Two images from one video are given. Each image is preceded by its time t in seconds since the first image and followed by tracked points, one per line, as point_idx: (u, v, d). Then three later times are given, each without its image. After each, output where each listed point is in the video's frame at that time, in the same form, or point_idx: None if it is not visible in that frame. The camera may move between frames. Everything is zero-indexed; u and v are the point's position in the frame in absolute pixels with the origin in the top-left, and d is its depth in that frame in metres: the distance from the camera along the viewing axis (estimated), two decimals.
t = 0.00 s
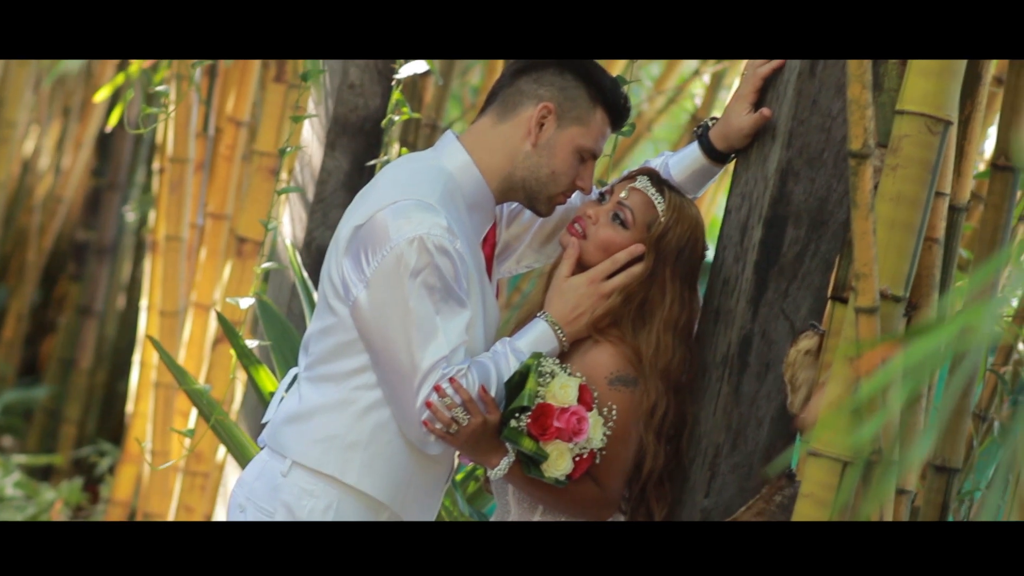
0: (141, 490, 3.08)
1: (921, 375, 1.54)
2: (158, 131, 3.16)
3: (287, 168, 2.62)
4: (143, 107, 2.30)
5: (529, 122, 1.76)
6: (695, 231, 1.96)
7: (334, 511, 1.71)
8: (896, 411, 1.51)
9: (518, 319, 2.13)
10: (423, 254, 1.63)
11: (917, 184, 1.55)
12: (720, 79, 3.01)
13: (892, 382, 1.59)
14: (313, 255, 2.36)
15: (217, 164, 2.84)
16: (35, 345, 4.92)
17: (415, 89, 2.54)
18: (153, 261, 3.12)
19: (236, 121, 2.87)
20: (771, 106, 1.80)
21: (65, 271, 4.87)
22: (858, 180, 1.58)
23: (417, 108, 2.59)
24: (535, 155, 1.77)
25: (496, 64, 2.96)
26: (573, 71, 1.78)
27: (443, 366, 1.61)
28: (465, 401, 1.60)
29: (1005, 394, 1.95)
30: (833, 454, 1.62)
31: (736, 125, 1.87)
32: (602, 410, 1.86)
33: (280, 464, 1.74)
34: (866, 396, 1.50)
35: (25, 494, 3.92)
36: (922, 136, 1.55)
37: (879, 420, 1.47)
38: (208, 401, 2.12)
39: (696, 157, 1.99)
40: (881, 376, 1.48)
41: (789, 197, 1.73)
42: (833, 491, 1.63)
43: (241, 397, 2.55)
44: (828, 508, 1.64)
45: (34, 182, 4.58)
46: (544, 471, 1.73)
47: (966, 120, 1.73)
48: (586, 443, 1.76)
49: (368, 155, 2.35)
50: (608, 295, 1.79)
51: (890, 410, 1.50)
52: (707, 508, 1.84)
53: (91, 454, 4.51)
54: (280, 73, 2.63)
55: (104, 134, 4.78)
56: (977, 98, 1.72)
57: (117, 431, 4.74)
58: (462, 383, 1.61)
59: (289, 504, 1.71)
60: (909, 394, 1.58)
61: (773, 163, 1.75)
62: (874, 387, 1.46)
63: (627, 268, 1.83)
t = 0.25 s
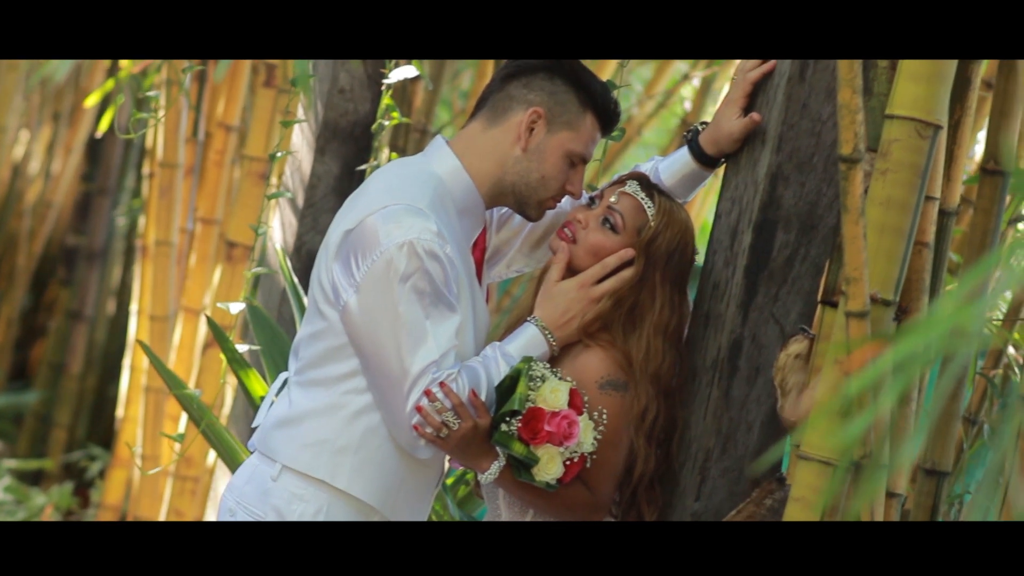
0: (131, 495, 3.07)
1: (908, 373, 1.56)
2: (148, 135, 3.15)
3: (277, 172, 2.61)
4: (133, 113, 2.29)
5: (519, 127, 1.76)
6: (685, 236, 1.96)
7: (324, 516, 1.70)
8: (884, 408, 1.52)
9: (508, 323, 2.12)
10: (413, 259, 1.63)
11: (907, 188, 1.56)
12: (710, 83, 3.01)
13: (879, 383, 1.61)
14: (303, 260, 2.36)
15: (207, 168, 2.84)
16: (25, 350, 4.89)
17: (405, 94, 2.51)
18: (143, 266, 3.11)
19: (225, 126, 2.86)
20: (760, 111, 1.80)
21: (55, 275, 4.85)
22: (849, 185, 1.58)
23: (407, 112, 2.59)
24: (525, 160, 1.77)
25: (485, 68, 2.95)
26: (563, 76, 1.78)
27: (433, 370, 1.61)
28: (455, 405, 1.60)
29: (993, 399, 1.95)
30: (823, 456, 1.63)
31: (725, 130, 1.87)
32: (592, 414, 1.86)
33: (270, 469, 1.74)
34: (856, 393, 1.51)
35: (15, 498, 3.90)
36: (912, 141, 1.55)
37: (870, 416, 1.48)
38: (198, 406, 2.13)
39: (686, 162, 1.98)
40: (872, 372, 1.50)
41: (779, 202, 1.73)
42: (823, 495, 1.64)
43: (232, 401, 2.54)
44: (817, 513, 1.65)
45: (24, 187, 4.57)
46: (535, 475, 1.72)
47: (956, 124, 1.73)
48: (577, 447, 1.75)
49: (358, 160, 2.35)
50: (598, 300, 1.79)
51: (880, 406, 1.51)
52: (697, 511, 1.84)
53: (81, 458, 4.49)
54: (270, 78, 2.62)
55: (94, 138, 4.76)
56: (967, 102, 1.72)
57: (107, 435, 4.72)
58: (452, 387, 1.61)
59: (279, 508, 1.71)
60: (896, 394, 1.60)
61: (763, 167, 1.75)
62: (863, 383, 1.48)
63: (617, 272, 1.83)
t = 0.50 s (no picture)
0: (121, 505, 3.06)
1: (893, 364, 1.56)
2: (136, 144, 3.14)
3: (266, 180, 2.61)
4: (121, 122, 2.29)
5: (507, 134, 1.76)
6: (673, 241, 1.96)
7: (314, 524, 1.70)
8: (869, 399, 1.52)
9: (498, 330, 2.12)
10: (401, 267, 1.63)
11: (895, 193, 1.56)
12: (698, 88, 3.01)
13: (863, 375, 1.62)
14: (292, 268, 2.35)
15: (195, 177, 2.83)
16: (15, 360, 4.87)
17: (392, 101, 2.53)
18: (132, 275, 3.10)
19: (213, 134, 2.86)
20: (747, 116, 1.81)
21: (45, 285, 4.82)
22: (837, 190, 1.59)
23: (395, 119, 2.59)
24: (513, 167, 1.77)
25: (472, 76, 2.96)
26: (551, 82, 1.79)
27: (422, 378, 1.60)
28: (445, 413, 1.60)
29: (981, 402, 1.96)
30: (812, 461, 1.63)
31: (713, 136, 1.87)
32: (582, 421, 1.88)
33: (260, 477, 1.73)
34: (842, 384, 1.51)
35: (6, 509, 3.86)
36: (900, 145, 1.55)
37: (854, 407, 1.48)
38: (187, 415, 2.13)
39: (675, 167, 1.99)
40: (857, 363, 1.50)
41: (767, 207, 1.73)
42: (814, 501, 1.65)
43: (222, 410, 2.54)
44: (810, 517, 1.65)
45: (13, 197, 4.55)
46: (526, 482, 1.71)
47: (944, 127, 1.73)
48: (567, 454, 1.77)
49: (346, 168, 2.34)
50: (588, 306, 1.79)
51: (864, 396, 1.51)
52: (688, 518, 1.82)
53: (71, 468, 4.47)
54: (257, 86, 2.62)
55: (83, 147, 4.74)
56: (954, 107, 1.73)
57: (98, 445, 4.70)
58: (442, 395, 1.60)
59: (269, 517, 1.71)
60: (882, 388, 1.61)
61: (751, 172, 1.76)
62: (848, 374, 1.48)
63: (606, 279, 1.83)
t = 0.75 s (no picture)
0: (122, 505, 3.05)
1: (882, 342, 1.56)
2: (134, 145, 3.14)
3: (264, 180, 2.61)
4: (118, 123, 2.28)
5: (505, 132, 1.76)
6: (672, 238, 1.96)
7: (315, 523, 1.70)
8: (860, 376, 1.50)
9: (498, 328, 2.12)
10: (400, 266, 1.63)
11: (893, 189, 1.56)
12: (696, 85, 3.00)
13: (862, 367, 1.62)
14: (292, 267, 2.35)
15: (194, 177, 2.83)
16: (15, 361, 4.86)
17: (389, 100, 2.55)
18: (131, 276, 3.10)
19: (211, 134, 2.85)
20: (745, 112, 1.81)
21: (44, 286, 4.81)
22: (835, 186, 1.58)
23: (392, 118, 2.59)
24: (512, 165, 1.77)
25: (470, 74, 2.95)
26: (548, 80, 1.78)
27: (422, 377, 1.60)
28: (446, 412, 1.60)
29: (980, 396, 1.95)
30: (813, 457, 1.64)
31: (711, 132, 1.87)
32: (583, 418, 1.88)
33: (261, 477, 1.73)
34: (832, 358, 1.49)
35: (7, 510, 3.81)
36: (898, 140, 1.55)
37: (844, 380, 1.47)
38: (187, 415, 2.13)
39: (673, 164, 1.99)
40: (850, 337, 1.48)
41: (765, 204, 1.73)
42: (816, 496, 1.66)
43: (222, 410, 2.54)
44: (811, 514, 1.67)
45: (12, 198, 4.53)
46: (527, 480, 1.72)
47: (942, 122, 1.73)
48: (569, 451, 1.76)
49: (344, 167, 2.34)
50: (588, 304, 1.79)
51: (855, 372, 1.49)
52: (689, 513, 1.83)
53: (72, 469, 4.48)
54: (255, 86, 2.62)
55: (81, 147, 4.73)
56: (952, 101, 1.73)
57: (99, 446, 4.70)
58: (443, 394, 1.61)
59: (270, 516, 1.71)
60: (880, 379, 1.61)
61: (749, 169, 1.76)
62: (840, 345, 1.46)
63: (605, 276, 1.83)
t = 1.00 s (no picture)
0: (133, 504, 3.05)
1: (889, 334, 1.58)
2: (144, 145, 3.14)
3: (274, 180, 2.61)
4: (129, 123, 2.29)
5: (516, 132, 1.77)
6: (683, 236, 1.95)
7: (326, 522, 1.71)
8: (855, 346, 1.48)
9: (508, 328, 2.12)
10: (411, 266, 1.63)
11: (903, 188, 1.57)
12: (706, 84, 3.00)
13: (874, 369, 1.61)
14: (302, 267, 2.35)
15: (204, 177, 2.83)
16: (26, 361, 4.87)
17: (399, 101, 2.55)
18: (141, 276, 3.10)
19: (222, 135, 2.86)
20: (756, 112, 1.81)
21: (54, 286, 4.80)
22: (844, 186, 1.57)
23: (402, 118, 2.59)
24: (522, 165, 1.77)
25: (479, 74, 2.95)
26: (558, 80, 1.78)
27: (434, 377, 1.61)
28: (457, 411, 1.60)
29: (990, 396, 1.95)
30: (827, 457, 1.64)
31: (721, 132, 1.87)
32: (594, 418, 1.86)
33: (271, 477, 1.74)
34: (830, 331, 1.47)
35: (17, 509, 3.74)
36: (908, 140, 1.56)
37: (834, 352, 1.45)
38: (198, 414, 2.13)
39: (683, 164, 1.99)
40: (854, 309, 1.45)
41: (775, 204, 1.73)
42: (826, 494, 1.66)
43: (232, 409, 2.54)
44: (822, 512, 1.67)
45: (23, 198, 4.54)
46: (539, 480, 1.72)
47: (952, 121, 1.73)
48: (580, 451, 1.76)
49: (354, 167, 2.35)
50: (598, 303, 1.79)
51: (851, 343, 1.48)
52: (700, 513, 1.84)
53: (83, 468, 4.49)
54: (265, 86, 2.62)
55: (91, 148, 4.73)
56: (962, 101, 1.73)
57: (109, 446, 4.71)
58: (454, 394, 1.61)
59: (280, 516, 1.71)
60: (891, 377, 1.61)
61: (759, 168, 1.76)
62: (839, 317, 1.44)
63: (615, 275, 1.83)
